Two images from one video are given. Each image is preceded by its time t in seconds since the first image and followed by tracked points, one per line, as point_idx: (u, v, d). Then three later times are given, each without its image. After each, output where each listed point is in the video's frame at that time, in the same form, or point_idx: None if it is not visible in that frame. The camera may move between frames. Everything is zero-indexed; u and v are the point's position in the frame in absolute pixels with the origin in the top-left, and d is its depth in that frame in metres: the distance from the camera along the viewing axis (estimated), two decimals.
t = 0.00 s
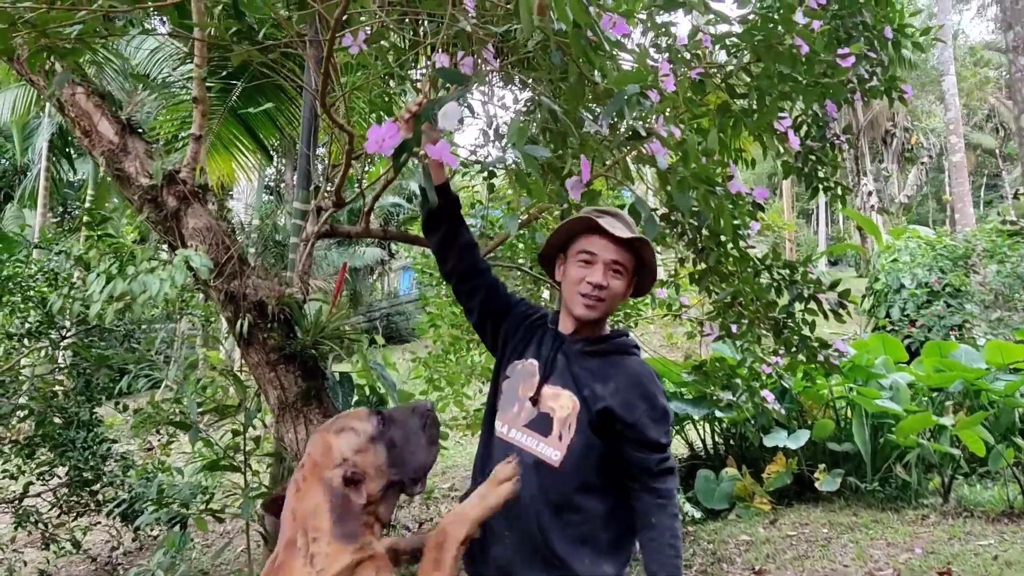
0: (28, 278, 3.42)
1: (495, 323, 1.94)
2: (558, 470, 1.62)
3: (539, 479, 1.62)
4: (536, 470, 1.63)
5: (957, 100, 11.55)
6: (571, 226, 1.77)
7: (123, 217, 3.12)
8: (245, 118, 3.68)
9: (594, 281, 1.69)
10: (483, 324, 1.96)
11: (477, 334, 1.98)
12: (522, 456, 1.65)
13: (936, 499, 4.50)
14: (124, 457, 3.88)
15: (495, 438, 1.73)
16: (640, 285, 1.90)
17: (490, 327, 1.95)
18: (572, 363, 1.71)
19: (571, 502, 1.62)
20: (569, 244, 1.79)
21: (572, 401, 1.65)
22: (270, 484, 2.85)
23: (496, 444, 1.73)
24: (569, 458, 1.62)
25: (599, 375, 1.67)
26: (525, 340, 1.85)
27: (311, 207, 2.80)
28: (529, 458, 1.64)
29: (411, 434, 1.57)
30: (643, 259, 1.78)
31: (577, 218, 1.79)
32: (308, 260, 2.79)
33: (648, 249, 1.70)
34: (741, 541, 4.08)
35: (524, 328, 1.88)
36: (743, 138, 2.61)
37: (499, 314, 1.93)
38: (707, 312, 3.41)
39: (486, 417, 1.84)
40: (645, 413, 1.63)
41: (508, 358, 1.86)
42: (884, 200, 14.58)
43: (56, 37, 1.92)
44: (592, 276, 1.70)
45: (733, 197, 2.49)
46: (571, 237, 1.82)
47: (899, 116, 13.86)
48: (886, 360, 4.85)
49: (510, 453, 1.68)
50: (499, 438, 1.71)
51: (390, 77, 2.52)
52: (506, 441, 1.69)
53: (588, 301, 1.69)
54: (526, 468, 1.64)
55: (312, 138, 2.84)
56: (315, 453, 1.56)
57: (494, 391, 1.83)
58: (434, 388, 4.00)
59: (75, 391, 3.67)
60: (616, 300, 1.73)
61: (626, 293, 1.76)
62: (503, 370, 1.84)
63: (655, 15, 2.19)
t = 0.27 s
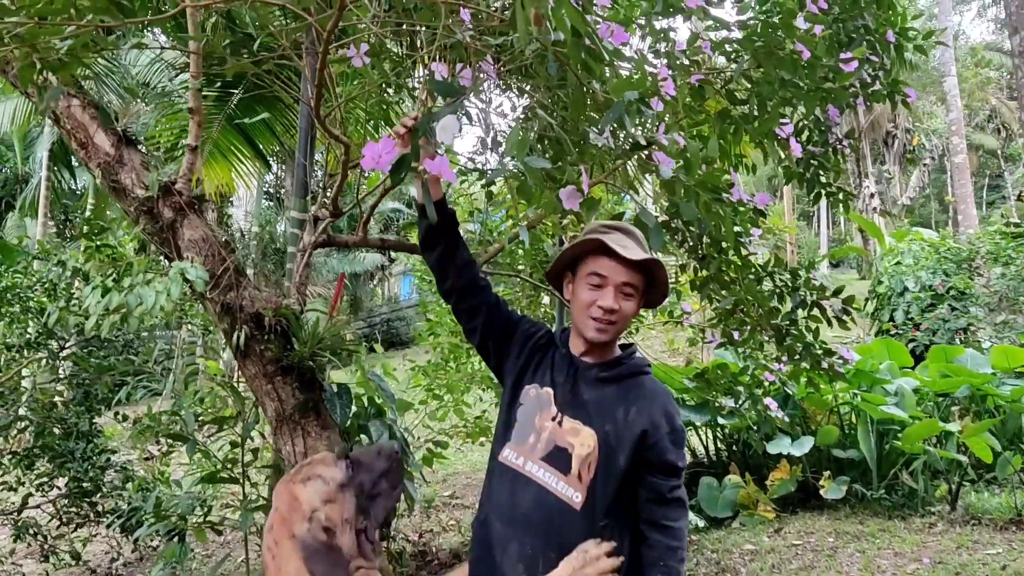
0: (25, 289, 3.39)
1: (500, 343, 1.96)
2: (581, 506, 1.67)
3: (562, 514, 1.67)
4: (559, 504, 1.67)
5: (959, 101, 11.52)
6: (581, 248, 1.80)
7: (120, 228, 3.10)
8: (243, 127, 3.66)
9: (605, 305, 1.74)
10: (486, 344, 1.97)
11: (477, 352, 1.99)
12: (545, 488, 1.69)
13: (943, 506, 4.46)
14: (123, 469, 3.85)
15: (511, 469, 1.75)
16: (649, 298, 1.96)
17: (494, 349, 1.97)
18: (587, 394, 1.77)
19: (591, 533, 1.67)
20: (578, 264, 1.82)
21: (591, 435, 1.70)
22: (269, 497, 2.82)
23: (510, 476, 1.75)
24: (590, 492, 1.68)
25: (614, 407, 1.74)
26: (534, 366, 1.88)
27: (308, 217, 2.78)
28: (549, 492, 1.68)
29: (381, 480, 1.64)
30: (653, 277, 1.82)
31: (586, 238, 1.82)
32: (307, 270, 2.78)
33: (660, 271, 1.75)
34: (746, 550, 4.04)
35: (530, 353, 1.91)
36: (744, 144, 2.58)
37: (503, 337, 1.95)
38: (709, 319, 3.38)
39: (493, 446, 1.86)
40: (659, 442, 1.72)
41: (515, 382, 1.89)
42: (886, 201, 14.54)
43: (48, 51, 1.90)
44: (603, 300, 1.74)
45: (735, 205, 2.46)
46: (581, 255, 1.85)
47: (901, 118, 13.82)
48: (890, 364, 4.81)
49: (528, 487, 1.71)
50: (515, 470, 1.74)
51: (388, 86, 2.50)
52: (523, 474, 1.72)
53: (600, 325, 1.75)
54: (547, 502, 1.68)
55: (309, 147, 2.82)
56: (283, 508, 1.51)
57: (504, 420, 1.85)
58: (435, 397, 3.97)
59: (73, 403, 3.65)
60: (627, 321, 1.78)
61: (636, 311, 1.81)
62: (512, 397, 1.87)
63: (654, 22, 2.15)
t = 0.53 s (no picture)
0: (22, 291, 3.38)
1: (507, 352, 1.92)
2: (607, 519, 1.65)
3: (589, 528, 1.64)
4: (586, 518, 1.64)
5: (960, 100, 11.51)
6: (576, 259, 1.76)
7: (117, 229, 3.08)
8: (242, 127, 3.65)
9: (606, 315, 1.71)
10: (493, 352, 1.92)
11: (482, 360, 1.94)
12: (571, 501, 1.65)
13: (945, 506, 4.44)
14: (122, 471, 3.83)
15: (530, 485, 1.71)
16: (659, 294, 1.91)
17: (502, 357, 1.92)
18: (604, 405, 1.74)
19: (618, 545, 1.65)
20: (579, 272, 1.79)
21: (613, 447, 1.69)
22: (268, 499, 2.81)
23: (532, 491, 1.70)
24: (615, 503, 1.66)
25: (632, 416, 1.73)
26: (546, 375, 1.84)
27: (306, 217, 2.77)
28: (575, 506, 1.65)
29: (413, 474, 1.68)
30: (656, 280, 1.77)
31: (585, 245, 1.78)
32: (305, 271, 2.76)
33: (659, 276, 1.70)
34: (747, 551, 4.02)
35: (540, 362, 1.87)
36: (744, 142, 2.56)
37: (511, 345, 1.91)
38: (710, 318, 3.36)
39: (506, 460, 1.80)
40: (677, 447, 1.72)
41: (527, 392, 1.84)
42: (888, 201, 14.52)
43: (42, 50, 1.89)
44: (604, 311, 1.72)
45: (735, 204, 2.44)
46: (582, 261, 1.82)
47: (902, 117, 13.80)
48: (892, 364, 4.79)
49: (553, 502, 1.66)
50: (537, 485, 1.69)
51: (385, 85, 2.48)
52: (546, 489, 1.68)
53: (603, 335, 1.73)
54: (574, 517, 1.65)
55: (307, 147, 2.81)
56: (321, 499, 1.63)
57: (518, 434, 1.79)
58: (434, 398, 3.95)
59: (71, 405, 3.63)
60: (632, 326, 1.75)
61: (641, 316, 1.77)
62: (524, 409, 1.82)
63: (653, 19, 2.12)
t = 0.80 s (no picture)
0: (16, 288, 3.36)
1: (513, 349, 1.90)
2: (621, 516, 1.65)
3: (603, 524, 1.63)
4: (600, 515, 1.63)
5: (959, 96, 11.48)
6: (585, 249, 1.78)
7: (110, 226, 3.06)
8: (237, 123, 3.63)
9: (614, 304, 1.72)
10: (497, 348, 1.90)
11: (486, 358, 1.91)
12: (584, 497, 1.64)
13: (941, 503, 4.43)
14: (117, 469, 3.82)
15: (542, 482, 1.69)
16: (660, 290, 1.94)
17: (507, 354, 1.90)
18: (615, 402, 1.74)
19: (630, 542, 1.65)
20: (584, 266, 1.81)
21: (626, 444, 1.68)
22: (262, 497, 2.80)
23: (545, 489, 1.68)
24: (628, 501, 1.66)
25: (644, 413, 1.73)
26: (554, 372, 1.83)
27: (300, 214, 2.76)
28: (590, 503, 1.64)
29: (448, 513, 1.52)
30: (659, 271, 1.80)
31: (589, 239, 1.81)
32: (299, 268, 2.75)
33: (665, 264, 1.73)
34: (743, 548, 4.01)
35: (546, 360, 1.86)
36: (739, 139, 2.54)
37: (516, 342, 1.89)
38: (706, 316, 3.35)
39: (513, 458, 1.78)
40: (685, 444, 1.74)
41: (534, 388, 1.82)
42: (887, 197, 14.51)
43: (30, 45, 1.88)
44: (612, 300, 1.72)
45: (730, 200, 2.43)
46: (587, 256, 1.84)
47: (901, 112, 13.79)
48: (890, 360, 4.78)
49: (567, 499, 1.65)
50: (550, 483, 1.67)
51: (378, 81, 2.47)
52: (561, 487, 1.66)
53: (611, 325, 1.73)
54: (588, 513, 1.63)
55: (301, 144, 2.80)
56: (357, 524, 1.54)
57: (528, 431, 1.77)
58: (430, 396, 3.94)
59: (66, 403, 3.61)
60: (638, 317, 1.76)
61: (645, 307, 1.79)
62: (533, 406, 1.79)
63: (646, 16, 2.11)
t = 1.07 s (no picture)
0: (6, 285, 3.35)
1: (514, 336, 1.84)
2: (620, 508, 1.58)
3: (601, 517, 1.57)
4: (598, 506, 1.57)
5: (956, 91, 11.45)
6: (598, 231, 1.74)
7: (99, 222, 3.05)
8: (229, 118, 3.61)
9: (624, 285, 1.68)
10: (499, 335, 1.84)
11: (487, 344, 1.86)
12: (584, 489, 1.58)
13: (933, 500, 4.44)
14: (109, 465, 3.81)
15: (540, 471, 1.62)
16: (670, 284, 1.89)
17: (508, 341, 1.84)
18: (618, 390, 1.67)
19: (629, 534, 1.58)
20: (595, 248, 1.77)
21: (627, 434, 1.62)
22: (251, 494, 2.79)
23: (543, 478, 1.62)
24: (628, 492, 1.59)
25: (646, 403, 1.66)
26: (556, 360, 1.76)
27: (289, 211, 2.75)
28: (588, 494, 1.58)
29: None
30: (672, 259, 1.77)
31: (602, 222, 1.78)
32: (288, 264, 2.74)
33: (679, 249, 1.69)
34: (735, 544, 4.02)
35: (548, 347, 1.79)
36: (730, 136, 2.53)
37: (518, 329, 1.83)
38: (698, 313, 3.34)
39: (511, 446, 1.72)
40: (688, 435, 1.67)
41: (534, 376, 1.76)
42: (884, 192, 14.51)
43: (13, 39, 1.87)
44: (622, 280, 1.68)
45: (719, 197, 2.41)
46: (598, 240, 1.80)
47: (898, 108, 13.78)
48: (884, 357, 4.78)
49: (566, 490, 1.59)
50: (548, 472, 1.61)
51: (366, 77, 2.45)
52: (559, 477, 1.60)
53: (620, 305, 1.68)
54: (587, 506, 1.57)
55: (290, 140, 2.79)
56: None
57: (527, 419, 1.70)
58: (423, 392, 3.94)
59: (57, 399, 3.60)
60: (648, 302, 1.71)
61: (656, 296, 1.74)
62: (534, 393, 1.73)
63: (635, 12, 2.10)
